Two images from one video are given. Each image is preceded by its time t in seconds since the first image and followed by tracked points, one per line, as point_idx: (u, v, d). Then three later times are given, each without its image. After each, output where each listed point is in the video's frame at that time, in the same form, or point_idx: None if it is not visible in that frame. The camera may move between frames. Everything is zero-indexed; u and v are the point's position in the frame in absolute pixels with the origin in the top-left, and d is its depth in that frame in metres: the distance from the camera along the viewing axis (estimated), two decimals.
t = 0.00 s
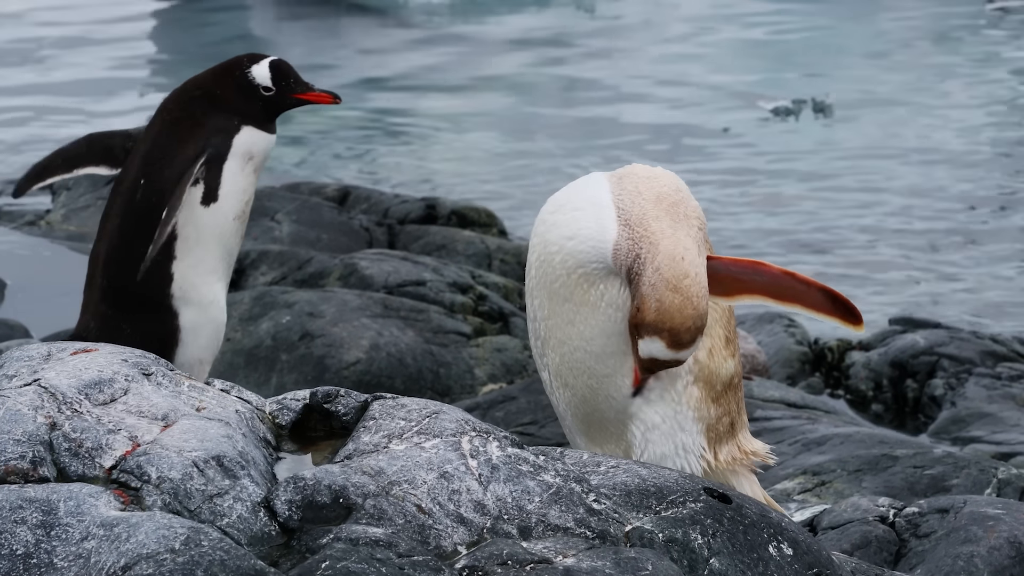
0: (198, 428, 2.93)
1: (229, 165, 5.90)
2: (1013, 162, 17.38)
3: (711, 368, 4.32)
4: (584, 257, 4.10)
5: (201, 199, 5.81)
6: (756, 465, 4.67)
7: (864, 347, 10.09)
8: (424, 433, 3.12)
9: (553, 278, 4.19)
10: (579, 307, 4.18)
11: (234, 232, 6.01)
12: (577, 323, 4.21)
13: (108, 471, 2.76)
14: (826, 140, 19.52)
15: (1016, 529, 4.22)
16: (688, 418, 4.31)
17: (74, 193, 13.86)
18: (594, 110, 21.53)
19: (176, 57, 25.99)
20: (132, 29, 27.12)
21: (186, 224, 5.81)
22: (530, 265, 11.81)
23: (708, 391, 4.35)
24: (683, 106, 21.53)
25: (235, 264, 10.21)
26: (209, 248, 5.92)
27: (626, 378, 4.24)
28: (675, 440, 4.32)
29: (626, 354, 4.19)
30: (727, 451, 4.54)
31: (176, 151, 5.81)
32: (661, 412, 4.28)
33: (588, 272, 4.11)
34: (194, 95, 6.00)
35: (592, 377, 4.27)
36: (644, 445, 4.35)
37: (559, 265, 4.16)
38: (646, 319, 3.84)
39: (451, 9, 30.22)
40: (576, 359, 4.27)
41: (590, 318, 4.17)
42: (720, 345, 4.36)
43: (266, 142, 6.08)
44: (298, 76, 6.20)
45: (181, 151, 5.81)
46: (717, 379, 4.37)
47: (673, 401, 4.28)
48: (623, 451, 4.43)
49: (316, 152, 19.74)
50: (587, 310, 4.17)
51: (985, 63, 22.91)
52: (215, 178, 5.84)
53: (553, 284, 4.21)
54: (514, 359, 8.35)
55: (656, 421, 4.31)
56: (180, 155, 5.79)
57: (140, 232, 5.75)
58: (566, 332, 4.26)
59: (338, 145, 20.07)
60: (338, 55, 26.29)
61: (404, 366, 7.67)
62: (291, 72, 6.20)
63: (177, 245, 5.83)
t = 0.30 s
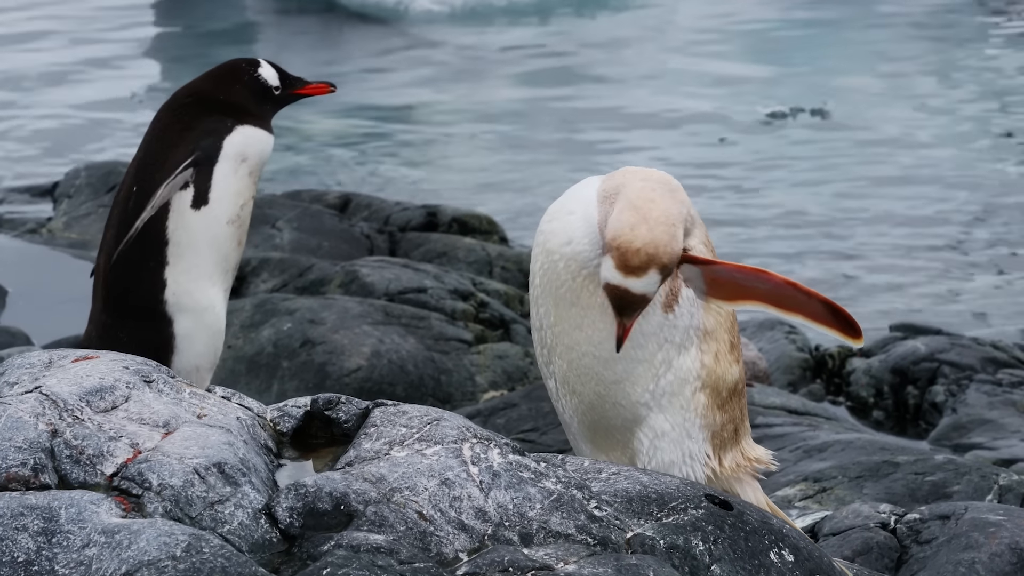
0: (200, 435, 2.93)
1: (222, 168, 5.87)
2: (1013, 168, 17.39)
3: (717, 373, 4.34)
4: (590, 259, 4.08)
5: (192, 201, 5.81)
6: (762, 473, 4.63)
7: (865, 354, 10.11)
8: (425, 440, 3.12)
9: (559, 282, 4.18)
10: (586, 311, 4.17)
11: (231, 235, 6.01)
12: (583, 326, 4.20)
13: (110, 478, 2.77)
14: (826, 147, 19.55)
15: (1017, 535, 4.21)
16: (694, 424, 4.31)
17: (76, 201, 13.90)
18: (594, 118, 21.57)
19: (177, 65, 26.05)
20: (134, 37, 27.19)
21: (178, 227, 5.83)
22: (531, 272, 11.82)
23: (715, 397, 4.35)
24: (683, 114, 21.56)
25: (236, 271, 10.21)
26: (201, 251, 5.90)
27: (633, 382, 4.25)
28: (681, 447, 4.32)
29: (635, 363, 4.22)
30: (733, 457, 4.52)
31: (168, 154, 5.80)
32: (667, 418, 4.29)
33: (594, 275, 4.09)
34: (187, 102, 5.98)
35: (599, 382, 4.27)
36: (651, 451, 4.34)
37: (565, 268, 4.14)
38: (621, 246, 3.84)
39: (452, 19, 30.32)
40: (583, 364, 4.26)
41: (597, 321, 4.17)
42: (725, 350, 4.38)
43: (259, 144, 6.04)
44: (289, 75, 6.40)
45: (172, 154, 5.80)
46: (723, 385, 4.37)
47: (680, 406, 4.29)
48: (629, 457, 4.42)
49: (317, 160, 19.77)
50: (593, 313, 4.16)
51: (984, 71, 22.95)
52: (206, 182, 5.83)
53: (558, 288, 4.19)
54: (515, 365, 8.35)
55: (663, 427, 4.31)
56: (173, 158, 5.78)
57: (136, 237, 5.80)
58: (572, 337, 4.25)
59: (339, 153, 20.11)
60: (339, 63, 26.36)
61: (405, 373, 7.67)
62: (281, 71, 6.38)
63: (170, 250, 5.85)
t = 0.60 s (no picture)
0: (201, 443, 2.94)
1: (224, 169, 5.94)
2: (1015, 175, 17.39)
3: (722, 382, 4.33)
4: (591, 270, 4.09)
5: (199, 205, 5.87)
6: (769, 479, 4.62)
7: (866, 361, 10.10)
8: (427, 447, 3.12)
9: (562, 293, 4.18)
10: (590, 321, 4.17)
11: (236, 238, 6.08)
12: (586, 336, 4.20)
13: (111, 486, 2.77)
14: (827, 154, 19.57)
15: (1018, 541, 4.20)
16: (700, 433, 4.31)
17: (77, 209, 13.92)
18: (595, 125, 21.59)
19: (178, 73, 26.10)
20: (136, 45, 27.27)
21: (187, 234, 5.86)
22: (532, 280, 11.84)
23: (721, 405, 4.35)
24: (684, 123, 21.59)
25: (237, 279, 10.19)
26: (208, 255, 5.96)
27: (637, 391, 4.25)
28: (687, 456, 4.32)
29: (640, 372, 4.22)
30: (740, 464, 4.51)
31: (170, 160, 5.84)
32: (673, 427, 4.29)
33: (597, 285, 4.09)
34: (183, 107, 6.03)
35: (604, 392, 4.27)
36: (657, 460, 4.34)
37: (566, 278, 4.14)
38: (538, 327, 3.87)
39: (453, 27, 30.38)
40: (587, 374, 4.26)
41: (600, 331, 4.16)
42: (731, 358, 4.38)
43: (258, 143, 6.13)
44: (276, 75, 6.55)
45: (174, 158, 5.84)
46: (729, 393, 4.37)
47: (685, 416, 4.29)
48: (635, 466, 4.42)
49: (318, 168, 19.81)
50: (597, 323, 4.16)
51: (985, 78, 22.96)
52: (212, 186, 5.90)
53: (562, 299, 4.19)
54: (517, 373, 8.35)
55: (668, 436, 4.31)
56: (175, 163, 5.83)
57: (138, 244, 5.80)
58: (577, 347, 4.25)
59: (339, 161, 20.14)
60: (340, 71, 26.42)
61: (407, 381, 7.67)
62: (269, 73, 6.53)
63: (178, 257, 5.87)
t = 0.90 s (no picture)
0: (203, 449, 2.94)
1: (224, 175, 5.94)
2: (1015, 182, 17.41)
3: (723, 387, 4.33)
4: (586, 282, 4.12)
5: (199, 213, 5.88)
6: (776, 485, 4.60)
7: (867, 367, 10.10)
8: (428, 454, 3.12)
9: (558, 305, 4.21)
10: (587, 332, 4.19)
11: (237, 245, 6.08)
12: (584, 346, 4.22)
13: (112, 493, 2.77)
14: (827, 158, 19.57)
15: (1020, 548, 4.20)
16: (701, 438, 4.31)
17: (78, 216, 13.93)
18: (595, 132, 21.61)
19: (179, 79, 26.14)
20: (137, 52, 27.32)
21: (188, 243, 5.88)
22: (532, 286, 11.85)
23: (723, 410, 4.34)
24: (684, 129, 21.62)
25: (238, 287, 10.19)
26: (208, 263, 5.97)
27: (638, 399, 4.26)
28: (689, 461, 4.33)
29: (643, 378, 4.23)
30: (744, 470, 4.50)
31: (170, 168, 5.86)
32: (675, 432, 4.29)
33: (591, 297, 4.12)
34: (180, 116, 6.05)
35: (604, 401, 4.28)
36: (660, 466, 4.34)
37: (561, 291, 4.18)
38: (550, 360, 3.96)
39: (454, 33, 30.42)
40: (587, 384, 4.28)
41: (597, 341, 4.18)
42: (732, 364, 4.38)
43: (256, 145, 6.14)
44: (262, 66, 6.59)
45: (174, 166, 5.86)
46: (731, 399, 4.37)
47: (687, 421, 4.29)
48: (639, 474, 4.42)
49: (319, 174, 19.82)
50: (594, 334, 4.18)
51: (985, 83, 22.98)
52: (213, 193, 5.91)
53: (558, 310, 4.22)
54: (518, 379, 8.35)
55: (671, 442, 4.31)
56: (175, 171, 5.85)
57: (139, 251, 5.81)
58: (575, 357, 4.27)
59: (340, 167, 20.15)
60: (341, 78, 26.46)
61: (408, 388, 7.67)
62: (257, 64, 6.57)
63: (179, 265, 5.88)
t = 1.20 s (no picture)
0: (203, 454, 2.94)
1: (228, 181, 5.94)
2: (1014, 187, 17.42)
3: (728, 389, 4.35)
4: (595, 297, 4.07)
5: (203, 219, 5.88)
6: (776, 485, 4.62)
7: (867, 372, 10.10)
8: (428, 459, 3.13)
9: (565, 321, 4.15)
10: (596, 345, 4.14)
11: (241, 249, 6.09)
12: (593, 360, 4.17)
13: (112, 498, 2.77)
14: (827, 162, 19.58)
15: (1020, 552, 4.19)
16: (709, 441, 4.31)
17: (79, 221, 13.96)
18: (595, 136, 21.62)
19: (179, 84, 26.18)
20: (138, 57, 27.37)
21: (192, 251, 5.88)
22: (532, 291, 11.86)
23: (727, 412, 4.36)
24: (683, 133, 21.64)
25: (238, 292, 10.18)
26: (211, 268, 5.97)
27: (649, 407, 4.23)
28: (699, 464, 4.32)
29: (656, 384, 4.21)
30: (746, 471, 4.52)
31: (171, 176, 5.86)
32: (685, 435, 4.28)
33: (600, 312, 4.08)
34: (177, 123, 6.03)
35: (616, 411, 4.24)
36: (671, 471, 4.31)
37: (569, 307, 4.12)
38: (576, 394, 3.82)
39: (453, 38, 30.47)
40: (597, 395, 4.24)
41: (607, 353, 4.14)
42: (735, 366, 4.40)
43: (256, 145, 6.14)
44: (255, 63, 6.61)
45: (177, 174, 5.86)
46: (735, 401, 4.38)
47: (696, 424, 4.28)
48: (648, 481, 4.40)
49: (319, 179, 19.83)
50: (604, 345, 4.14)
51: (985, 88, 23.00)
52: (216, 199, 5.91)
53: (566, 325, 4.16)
54: (518, 385, 8.35)
55: (682, 444, 4.29)
56: (179, 178, 5.85)
57: (140, 257, 5.82)
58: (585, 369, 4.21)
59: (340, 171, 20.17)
60: (341, 82, 26.49)
61: (408, 393, 7.68)
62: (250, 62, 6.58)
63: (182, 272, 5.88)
